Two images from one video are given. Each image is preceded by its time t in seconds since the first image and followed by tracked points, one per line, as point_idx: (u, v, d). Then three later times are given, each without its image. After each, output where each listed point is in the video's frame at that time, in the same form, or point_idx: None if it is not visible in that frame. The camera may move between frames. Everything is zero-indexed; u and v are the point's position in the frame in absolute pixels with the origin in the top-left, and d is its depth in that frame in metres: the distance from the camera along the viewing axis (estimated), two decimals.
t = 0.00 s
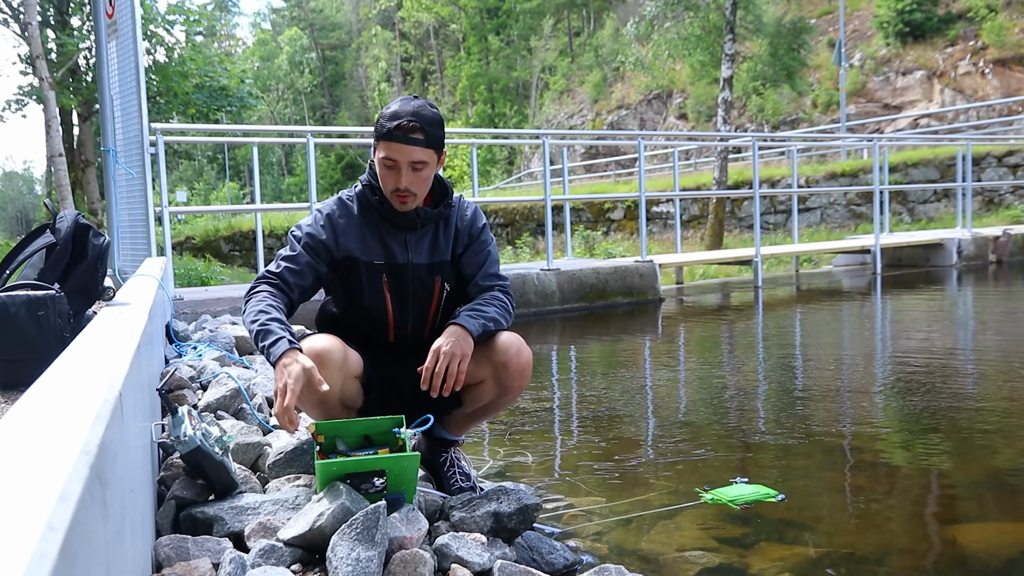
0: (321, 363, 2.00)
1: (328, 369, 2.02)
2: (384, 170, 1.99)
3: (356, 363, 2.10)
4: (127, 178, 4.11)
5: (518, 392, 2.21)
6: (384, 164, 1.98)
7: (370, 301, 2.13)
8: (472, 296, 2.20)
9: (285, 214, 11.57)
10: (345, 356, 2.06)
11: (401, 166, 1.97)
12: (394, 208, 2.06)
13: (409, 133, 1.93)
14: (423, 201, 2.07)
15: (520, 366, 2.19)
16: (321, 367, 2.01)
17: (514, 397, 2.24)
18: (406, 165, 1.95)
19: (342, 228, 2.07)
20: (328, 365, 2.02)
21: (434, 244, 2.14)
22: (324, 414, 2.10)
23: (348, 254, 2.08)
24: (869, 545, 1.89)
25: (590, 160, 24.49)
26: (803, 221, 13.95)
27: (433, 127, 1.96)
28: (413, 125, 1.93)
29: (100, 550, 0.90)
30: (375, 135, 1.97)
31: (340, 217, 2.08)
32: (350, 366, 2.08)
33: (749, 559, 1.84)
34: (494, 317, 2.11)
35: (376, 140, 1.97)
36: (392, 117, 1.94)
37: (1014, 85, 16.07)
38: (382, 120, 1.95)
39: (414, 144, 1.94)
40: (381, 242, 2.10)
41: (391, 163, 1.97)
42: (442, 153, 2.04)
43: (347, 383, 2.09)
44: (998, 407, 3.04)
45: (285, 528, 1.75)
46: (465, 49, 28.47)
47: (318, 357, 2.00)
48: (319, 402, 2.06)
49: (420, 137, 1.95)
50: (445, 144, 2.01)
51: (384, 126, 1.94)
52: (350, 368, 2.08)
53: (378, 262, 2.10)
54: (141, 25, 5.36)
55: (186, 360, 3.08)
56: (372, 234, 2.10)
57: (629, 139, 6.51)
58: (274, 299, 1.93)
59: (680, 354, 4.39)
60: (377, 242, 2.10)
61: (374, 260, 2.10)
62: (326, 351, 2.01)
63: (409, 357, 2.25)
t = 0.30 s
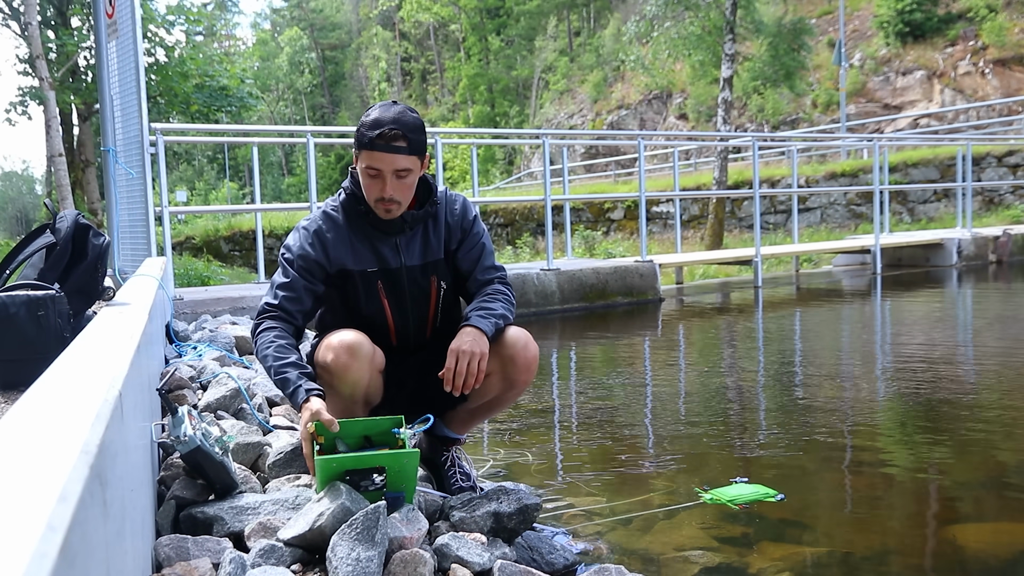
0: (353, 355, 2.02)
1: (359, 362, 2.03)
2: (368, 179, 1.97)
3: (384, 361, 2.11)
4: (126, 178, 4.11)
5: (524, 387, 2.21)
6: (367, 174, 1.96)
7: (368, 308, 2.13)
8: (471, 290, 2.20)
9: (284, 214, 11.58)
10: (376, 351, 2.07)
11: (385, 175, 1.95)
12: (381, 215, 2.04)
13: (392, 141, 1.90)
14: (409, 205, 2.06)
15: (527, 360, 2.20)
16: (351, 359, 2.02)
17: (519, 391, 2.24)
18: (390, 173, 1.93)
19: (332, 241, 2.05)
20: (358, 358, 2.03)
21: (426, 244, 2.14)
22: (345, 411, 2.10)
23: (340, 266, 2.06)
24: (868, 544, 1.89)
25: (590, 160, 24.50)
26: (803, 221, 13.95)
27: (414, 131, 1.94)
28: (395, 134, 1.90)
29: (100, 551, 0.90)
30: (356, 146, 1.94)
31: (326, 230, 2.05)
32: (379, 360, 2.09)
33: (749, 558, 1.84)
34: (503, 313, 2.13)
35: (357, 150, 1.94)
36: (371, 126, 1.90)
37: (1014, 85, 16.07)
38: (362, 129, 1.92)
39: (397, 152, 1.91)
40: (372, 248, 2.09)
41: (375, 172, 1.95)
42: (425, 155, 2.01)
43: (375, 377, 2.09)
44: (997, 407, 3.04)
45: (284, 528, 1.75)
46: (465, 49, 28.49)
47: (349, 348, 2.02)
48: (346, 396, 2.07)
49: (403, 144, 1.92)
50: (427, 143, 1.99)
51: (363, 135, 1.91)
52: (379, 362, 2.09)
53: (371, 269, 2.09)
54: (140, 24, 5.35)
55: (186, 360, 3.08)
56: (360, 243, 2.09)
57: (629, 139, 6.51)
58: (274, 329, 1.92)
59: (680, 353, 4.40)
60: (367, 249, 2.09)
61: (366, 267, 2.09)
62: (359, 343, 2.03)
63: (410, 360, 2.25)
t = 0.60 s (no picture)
0: (358, 355, 2.02)
1: (365, 362, 2.03)
2: (368, 180, 1.96)
3: (393, 361, 2.10)
4: (126, 179, 4.11)
5: (530, 386, 2.21)
6: (367, 173, 1.95)
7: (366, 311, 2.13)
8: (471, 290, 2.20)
9: (284, 214, 11.58)
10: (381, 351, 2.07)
11: (387, 175, 1.94)
12: (381, 216, 2.04)
13: (392, 141, 1.90)
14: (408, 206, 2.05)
15: (534, 358, 2.20)
16: (357, 359, 2.02)
17: (525, 390, 2.23)
18: (392, 173, 1.93)
19: (328, 243, 2.05)
20: (364, 358, 2.02)
21: (424, 245, 2.14)
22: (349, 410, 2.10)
23: (337, 269, 2.06)
24: (867, 544, 1.89)
25: (590, 160, 24.50)
26: (803, 221, 13.95)
27: (414, 130, 1.93)
28: (395, 133, 1.90)
29: (100, 550, 0.90)
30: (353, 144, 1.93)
31: (323, 233, 2.05)
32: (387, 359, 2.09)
33: (749, 558, 1.84)
34: (510, 312, 2.13)
35: (357, 150, 1.94)
36: (370, 124, 1.90)
37: (1014, 85, 16.06)
38: (362, 129, 1.91)
39: (398, 152, 1.91)
40: (370, 250, 2.09)
41: (376, 172, 1.94)
42: (424, 155, 2.01)
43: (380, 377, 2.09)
44: (997, 407, 3.04)
45: (284, 528, 1.75)
46: (465, 49, 28.49)
47: (355, 348, 2.02)
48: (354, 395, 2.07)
49: (403, 144, 1.92)
50: (427, 143, 1.98)
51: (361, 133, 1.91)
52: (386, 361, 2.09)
53: (369, 271, 2.09)
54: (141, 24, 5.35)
55: (185, 360, 3.08)
56: (358, 244, 2.08)
57: (629, 139, 6.51)
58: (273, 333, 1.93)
59: (680, 353, 4.40)
60: (365, 251, 2.09)
61: (365, 269, 2.09)
62: (364, 344, 2.03)
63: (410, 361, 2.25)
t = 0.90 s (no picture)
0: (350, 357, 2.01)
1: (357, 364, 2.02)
2: (384, 176, 1.97)
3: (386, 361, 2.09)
4: (126, 179, 4.11)
5: (535, 381, 2.21)
6: (383, 170, 1.95)
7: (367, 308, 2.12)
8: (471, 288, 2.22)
9: (284, 214, 11.58)
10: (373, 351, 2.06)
11: (405, 172, 1.95)
12: (389, 211, 2.04)
13: (412, 139, 1.91)
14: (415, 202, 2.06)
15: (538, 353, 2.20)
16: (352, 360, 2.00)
17: (529, 386, 2.23)
18: (410, 170, 1.94)
19: (332, 237, 2.04)
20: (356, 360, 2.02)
21: (424, 241, 2.15)
22: (346, 410, 2.09)
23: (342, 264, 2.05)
24: (868, 545, 1.89)
25: (590, 160, 24.51)
26: (803, 221, 13.95)
27: (429, 128, 1.95)
28: (416, 131, 1.92)
29: (100, 550, 0.90)
30: (367, 140, 1.93)
31: (328, 227, 2.04)
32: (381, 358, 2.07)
33: (749, 558, 1.84)
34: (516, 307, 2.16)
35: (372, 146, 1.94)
36: (390, 122, 1.89)
37: (1014, 85, 16.05)
38: (378, 125, 1.91)
39: (417, 149, 1.93)
40: (371, 246, 2.09)
41: (394, 169, 1.95)
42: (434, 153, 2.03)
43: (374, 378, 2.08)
44: (998, 408, 3.04)
45: (284, 528, 1.75)
46: (465, 49, 28.48)
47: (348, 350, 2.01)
48: (346, 396, 2.05)
49: (421, 141, 1.93)
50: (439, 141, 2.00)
51: (378, 130, 1.90)
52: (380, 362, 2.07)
53: (370, 267, 2.09)
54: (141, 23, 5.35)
55: (186, 360, 3.08)
56: (360, 239, 2.08)
57: (629, 139, 6.50)
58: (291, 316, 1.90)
59: (679, 353, 4.40)
60: (366, 246, 2.09)
61: (366, 265, 2.09)
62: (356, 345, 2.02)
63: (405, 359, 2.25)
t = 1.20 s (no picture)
0: (332, 375, 2.00)
1: (341, 381, 2.01)
2: (409, 183, 1.98)
3: (372, 368, 2.07)
4: (127, 179, 4.11)
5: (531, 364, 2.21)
6: (409, 179, 1.97)
7: (373, 305, 2.09)
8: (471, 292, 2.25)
9: (285, 214, 11.57)
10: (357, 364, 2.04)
11: (432, 179, 1.97)
12: (402, 212, 2.05)
13: (444, 152, 1.94)
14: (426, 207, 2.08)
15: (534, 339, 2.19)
16: (333, 379, 2.00)
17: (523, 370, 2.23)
18: (437, 180, 1.97)
19: (344, 235, 2.01)
20: (339, 377, 2.00)
21: (425, 244, 2.17)
22: (338, 420, 2.09)
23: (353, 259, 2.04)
24: (868, 544, 1.88)
25: (590, 160, 24.52)
26: (803, 221, 13.95)
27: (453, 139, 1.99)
28: (447, 144, 1.95)
29: (99, 551, 0.90)
30: (394, 148, 1.92)
31: (338, 223, 2.02)
32: (364, 371, 2.06)
33: (749, 558, 1.84)
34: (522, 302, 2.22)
35: (397, 151, 1.93)
36: (425, 137, 1.91)
37: (1013, 85, 16.05)
38: (409, 133, 1.91)
39: (445, 161, 1.96)
40: (376, 244, 2.08)
41: (423, 178, 1.96)
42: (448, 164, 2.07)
43: (361, 390, 2.07)
44: (998, 407, 3.04)
45: (284, 528, 1.75)
46: (464, 49, 28.47)
47: (328, 367, 1.99)
48: (334, 411, 2.07)
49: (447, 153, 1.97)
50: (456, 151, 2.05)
51: (411, 143, 1.91)
52: (364, 373, 2.06)
53: (375, 264, 2.08)
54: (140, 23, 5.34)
55: (186, 360, 3.08)
56: (368, 238, 2.07)
57: (629, 139, 6.50)
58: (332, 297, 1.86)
59: (680, 353, 4.39)
60: (372, 244, 2.08)
61: (372, 262, 2.07)
62: (338, 362, 2.00)
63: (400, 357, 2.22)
